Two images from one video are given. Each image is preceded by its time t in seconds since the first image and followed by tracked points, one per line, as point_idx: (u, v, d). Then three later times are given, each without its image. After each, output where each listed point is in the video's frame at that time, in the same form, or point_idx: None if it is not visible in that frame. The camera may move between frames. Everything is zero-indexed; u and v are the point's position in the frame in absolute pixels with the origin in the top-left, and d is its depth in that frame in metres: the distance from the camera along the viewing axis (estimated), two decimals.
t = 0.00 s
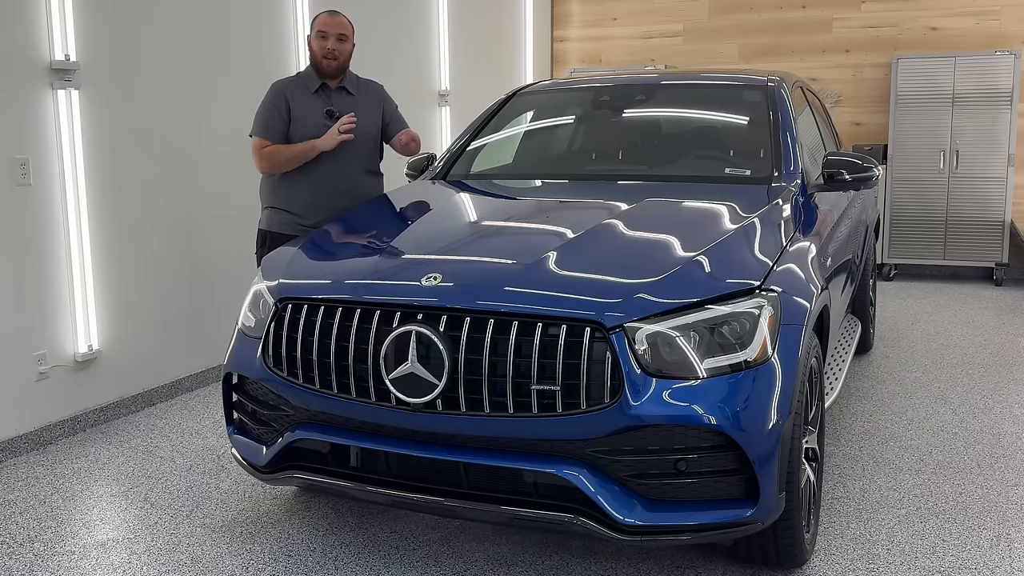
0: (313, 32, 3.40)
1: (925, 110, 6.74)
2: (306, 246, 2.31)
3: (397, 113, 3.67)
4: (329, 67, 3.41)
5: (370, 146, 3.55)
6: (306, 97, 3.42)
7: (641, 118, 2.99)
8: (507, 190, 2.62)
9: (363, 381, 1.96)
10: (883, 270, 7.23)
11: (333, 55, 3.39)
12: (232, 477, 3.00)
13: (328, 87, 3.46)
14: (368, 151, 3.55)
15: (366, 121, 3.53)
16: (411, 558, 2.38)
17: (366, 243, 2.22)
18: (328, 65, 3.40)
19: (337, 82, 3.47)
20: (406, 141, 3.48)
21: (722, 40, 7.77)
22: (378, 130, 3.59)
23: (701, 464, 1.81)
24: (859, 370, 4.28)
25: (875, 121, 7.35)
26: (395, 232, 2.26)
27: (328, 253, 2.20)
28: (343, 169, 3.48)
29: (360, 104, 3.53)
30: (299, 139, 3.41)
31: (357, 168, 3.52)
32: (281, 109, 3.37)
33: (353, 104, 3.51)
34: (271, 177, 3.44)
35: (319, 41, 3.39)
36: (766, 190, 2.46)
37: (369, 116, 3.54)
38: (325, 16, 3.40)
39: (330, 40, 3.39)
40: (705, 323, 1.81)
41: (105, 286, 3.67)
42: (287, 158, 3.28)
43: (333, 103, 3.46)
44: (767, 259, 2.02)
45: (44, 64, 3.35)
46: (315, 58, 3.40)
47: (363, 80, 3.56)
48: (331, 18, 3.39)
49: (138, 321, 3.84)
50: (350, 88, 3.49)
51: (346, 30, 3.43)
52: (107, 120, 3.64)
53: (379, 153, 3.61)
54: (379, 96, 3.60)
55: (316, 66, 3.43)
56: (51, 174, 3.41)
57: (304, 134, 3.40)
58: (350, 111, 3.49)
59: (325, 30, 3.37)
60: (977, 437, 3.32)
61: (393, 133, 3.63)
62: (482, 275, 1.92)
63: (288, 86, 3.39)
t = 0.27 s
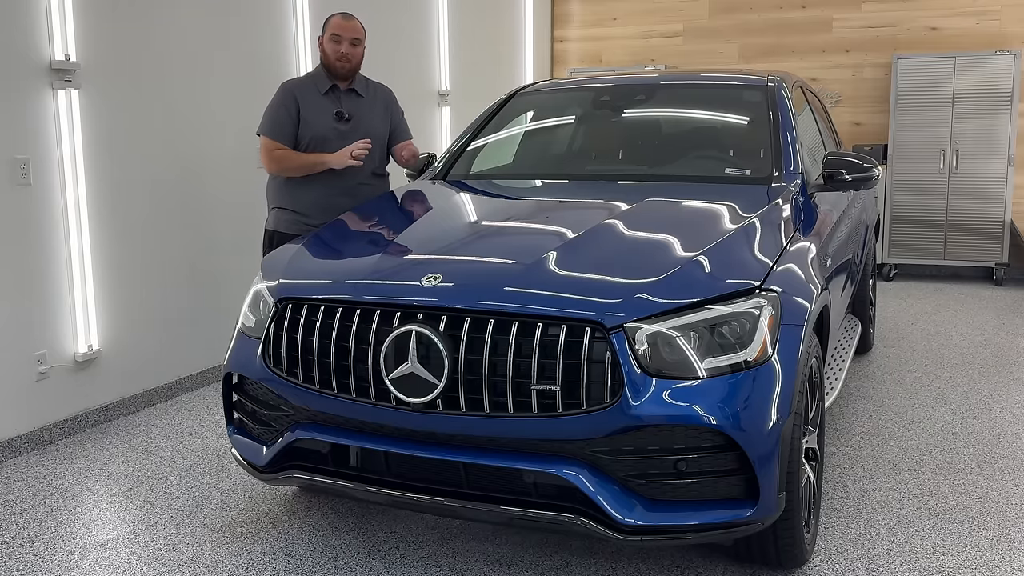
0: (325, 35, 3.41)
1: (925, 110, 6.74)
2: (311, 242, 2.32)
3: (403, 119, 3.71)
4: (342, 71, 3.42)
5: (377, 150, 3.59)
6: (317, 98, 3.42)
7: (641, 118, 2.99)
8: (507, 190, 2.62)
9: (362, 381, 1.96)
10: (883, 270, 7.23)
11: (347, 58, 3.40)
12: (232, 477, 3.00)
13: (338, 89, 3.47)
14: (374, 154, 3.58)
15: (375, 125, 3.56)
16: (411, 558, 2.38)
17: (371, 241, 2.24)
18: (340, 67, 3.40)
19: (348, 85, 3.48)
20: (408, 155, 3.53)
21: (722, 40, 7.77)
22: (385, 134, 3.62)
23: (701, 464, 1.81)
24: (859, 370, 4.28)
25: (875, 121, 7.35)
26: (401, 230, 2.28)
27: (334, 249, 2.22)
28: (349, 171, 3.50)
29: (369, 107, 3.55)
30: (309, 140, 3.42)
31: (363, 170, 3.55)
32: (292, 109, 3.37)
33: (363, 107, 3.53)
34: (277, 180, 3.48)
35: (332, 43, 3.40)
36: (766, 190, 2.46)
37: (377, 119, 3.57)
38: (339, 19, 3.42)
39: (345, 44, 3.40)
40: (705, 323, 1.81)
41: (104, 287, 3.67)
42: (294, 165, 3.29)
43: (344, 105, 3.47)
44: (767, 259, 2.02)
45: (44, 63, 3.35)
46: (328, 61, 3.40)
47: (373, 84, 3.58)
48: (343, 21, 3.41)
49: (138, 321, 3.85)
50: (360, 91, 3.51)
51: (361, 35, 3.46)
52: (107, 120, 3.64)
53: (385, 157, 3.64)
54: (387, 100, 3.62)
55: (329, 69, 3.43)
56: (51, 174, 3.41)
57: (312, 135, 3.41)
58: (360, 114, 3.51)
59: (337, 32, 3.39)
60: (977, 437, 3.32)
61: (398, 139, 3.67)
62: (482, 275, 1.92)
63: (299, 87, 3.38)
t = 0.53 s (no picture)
0: (330, 35, 3.41)
1: (925, 110, 6.74)
2: (312, 241, 2.32)
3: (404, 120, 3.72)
4: (346, 71, 3.42)
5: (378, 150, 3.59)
6: (319, 97, 3.42)
7: (641, 118, 2.99)
8: (507, 190, 2.62)
9: (362, 381, 1.96)
10: (884, 270, 7.23)
11: (350, 59, 3.40)
12: (232, 477, 3.00)
13: (340, 88, 3.47)
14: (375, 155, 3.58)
15: (376, 125, 3.56)
16: (411, 558, 2.38)
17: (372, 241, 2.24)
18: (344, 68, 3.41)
19: (350, 85, 3.49)
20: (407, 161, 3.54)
21: (722, 40, 7.77)
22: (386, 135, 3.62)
23: (701, 464, 1.81)
24: (859, 370, 4.28)
25: (875, 121, 7.35)
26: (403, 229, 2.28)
27: (334, 249, 2.21)
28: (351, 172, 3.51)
29: (370, 108, 3.55)
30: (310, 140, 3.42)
31: (364, 170, 3.55)
32: (293, 109, 3.37)
33: (364, 107, 3.53)
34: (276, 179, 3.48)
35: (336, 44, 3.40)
36: (766, 190, 2.46)
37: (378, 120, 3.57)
38: (342, 18, 3.39)
39: (348, 44, 3.40)
40: (705, 323, 1.81)
41: (104, 287, 3.67)
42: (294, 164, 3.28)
43: (345, 105, 3.48)
44: (767, 259, 2.02)
45: (44, 63, 3.35)
46: (331, 61, 3.40)
47: (374, 84, 3.59)
48: (347, 21, 3.39)
49: (138, 321, 3.85)
50: (362, 91, 3.52)
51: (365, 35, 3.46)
52: (107, 120, 3.64)
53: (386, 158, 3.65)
54: (389, 100, 3.63)
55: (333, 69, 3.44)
56: (51, 174, 3.41)
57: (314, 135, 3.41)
58: (361, 114, 3.51)
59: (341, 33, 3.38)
60: (977, 437, 3.32)
61: (400, 139, 3.67)
62: (482, 275, 1.92)
63: (301, 87, 3.39)
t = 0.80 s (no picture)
0: (323, 35, 3.44)
1: (925, 110, 6.74)
2: (309, 242, 2.32)
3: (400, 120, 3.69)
4: (340, 69, 3.44)
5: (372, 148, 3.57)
6: (311, 96, 3.43)
7: (641, 118, 2.99)
8: (507, 190, 2.62)
9: (363, 381, 1.96)
10: (884, 270, 7.23)
11: (345, 57, 3.43)
12: (232, 477, 3.00)
13: (332, 88, 3.47)
14: (366, 153, 3.55)
15: (369, 123, 3.54)
16: (411, 558, 2.38)
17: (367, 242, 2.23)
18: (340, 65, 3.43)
19: (343, 83, 3.48)
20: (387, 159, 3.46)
21: (722, 40, 7.77)
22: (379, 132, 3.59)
23: (701, 464, 1.81)
24: (859, 370, 4.28)
25: (875, 121, 7.35)
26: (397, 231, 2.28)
27: (328, 250, 2.22)
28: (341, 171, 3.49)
29: (363, 106, 3.54)
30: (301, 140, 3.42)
31: (356, 170, 3.54)
32: (284, 108, 3.38)
33: (357, 106, 3.52)
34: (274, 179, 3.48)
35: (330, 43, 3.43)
36: (766, 190, 2.46)
37: (371, 119, 3.55)
38: (335, 18, 3.45)
39: (342, 43, 3.43)
40: (705, 323, 1.81)
41: (104, 287, 3.67)
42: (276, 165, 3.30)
43: (338, 104, 3.47)
44: (767, 259, 2.02)
45: (44, 63, 3.35)
46: (326, 60, 3.43)
47: (368, 83, 3.57)
48: (341, 21, 3.44)
49: (138, 321, 3.85)
50: (355, 90, 3.51)
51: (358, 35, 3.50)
52: (107, 120, 3.64)
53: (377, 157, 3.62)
54: (383, 100, 3.60)
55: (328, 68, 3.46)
56: (51, 173, 3.41)
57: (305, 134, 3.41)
58: (353, 113, 3.50)
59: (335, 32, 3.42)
60: (977, 437, 3.32)
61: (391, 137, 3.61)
62: (482, 275, 1.92)
63: (292, 87, 3.40)
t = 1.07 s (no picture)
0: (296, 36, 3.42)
1: (925, 110, 6.74)
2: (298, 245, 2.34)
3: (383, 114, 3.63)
4: (317, 69, 3.42)
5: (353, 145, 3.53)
6: (287, 98, 3.43)
7: (641, 118, 2.99)
8: (507, 190, 2.62)
9: (363, 381, 1.96)
10: (884, 270, 7.22)
11: (319, 55, 3.40)
12: (232, 477, 3.00)
13: (310, 87, 3.47)
14: (348, 150, 3.52)
15: (349, 119, 3.51)
16: (411, 558, 2.38)
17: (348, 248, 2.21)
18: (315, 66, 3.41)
19: (321, 82, 3.47)
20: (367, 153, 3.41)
21: (722, 40, 7.77)
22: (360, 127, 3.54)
23: (701, 464, 1.81)
24: (859, 370, 4.28)
25: (874, 121, 7.35)
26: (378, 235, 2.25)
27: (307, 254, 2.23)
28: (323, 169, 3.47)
29: (342, 103, 3.51)
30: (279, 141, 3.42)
31: (337, 168, 3.50)
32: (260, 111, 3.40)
33: (336, 103, 3.49)
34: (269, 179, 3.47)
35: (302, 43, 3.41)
36: (766, 190, 2.46)
37: (351, 114, 3.52)
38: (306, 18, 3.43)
39: (315, 41, 3.41)
40: (705, 323, 1.81)
41: (104, 287, 3.67)
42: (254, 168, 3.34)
43: (315, 103, 3.46)
44: (767, 259, 2.02)
45: (44, 63, 3.35)
46: (301, 61, 3.41)
47: (347, 80, 3.55)
48: (312, 19, 3.41)
49: (138, 321, 3.85)
50: (332, 88, 3.49)
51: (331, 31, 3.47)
52: (107, 120, 3.64)
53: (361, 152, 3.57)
54: (364, 96, 3.57)
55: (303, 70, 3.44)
56: (51, 173, 3.41)
57: (282, 134, 3.41)
58: (332, 110, 3.48)
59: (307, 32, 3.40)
60: (977, 437, 3.32)
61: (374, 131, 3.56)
62: (482, 275, 1.92)
63: (268, 90, 3.42)
